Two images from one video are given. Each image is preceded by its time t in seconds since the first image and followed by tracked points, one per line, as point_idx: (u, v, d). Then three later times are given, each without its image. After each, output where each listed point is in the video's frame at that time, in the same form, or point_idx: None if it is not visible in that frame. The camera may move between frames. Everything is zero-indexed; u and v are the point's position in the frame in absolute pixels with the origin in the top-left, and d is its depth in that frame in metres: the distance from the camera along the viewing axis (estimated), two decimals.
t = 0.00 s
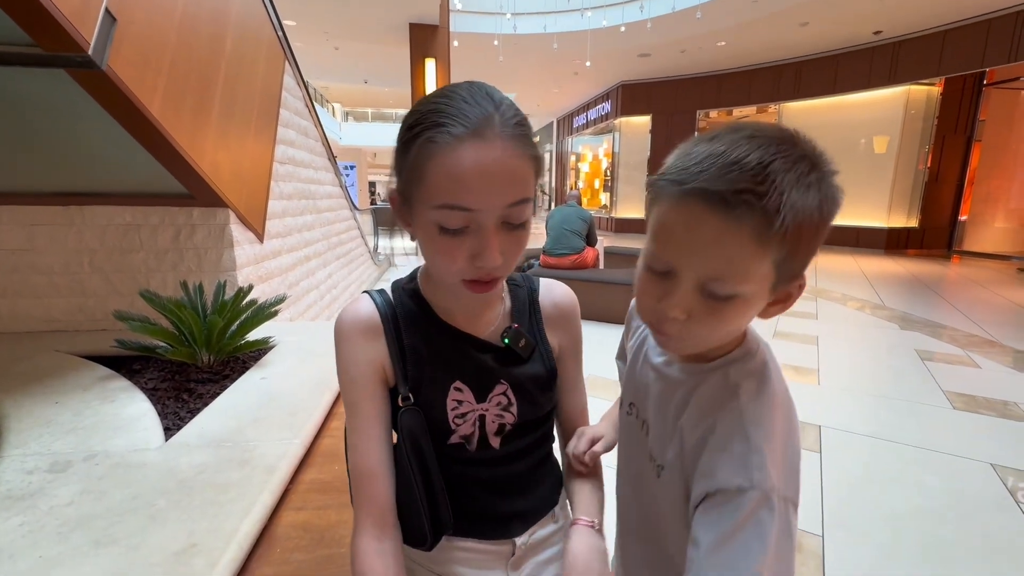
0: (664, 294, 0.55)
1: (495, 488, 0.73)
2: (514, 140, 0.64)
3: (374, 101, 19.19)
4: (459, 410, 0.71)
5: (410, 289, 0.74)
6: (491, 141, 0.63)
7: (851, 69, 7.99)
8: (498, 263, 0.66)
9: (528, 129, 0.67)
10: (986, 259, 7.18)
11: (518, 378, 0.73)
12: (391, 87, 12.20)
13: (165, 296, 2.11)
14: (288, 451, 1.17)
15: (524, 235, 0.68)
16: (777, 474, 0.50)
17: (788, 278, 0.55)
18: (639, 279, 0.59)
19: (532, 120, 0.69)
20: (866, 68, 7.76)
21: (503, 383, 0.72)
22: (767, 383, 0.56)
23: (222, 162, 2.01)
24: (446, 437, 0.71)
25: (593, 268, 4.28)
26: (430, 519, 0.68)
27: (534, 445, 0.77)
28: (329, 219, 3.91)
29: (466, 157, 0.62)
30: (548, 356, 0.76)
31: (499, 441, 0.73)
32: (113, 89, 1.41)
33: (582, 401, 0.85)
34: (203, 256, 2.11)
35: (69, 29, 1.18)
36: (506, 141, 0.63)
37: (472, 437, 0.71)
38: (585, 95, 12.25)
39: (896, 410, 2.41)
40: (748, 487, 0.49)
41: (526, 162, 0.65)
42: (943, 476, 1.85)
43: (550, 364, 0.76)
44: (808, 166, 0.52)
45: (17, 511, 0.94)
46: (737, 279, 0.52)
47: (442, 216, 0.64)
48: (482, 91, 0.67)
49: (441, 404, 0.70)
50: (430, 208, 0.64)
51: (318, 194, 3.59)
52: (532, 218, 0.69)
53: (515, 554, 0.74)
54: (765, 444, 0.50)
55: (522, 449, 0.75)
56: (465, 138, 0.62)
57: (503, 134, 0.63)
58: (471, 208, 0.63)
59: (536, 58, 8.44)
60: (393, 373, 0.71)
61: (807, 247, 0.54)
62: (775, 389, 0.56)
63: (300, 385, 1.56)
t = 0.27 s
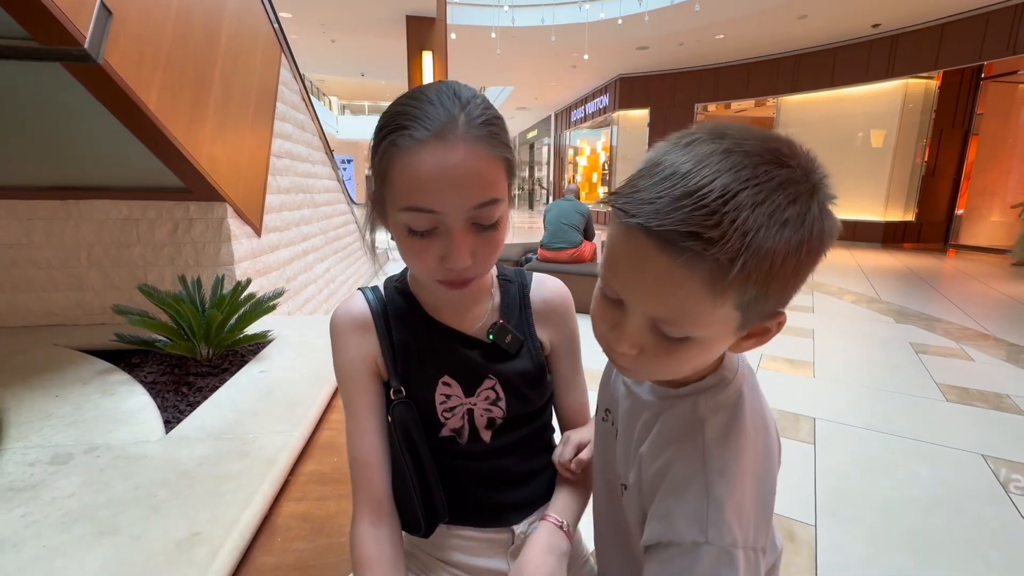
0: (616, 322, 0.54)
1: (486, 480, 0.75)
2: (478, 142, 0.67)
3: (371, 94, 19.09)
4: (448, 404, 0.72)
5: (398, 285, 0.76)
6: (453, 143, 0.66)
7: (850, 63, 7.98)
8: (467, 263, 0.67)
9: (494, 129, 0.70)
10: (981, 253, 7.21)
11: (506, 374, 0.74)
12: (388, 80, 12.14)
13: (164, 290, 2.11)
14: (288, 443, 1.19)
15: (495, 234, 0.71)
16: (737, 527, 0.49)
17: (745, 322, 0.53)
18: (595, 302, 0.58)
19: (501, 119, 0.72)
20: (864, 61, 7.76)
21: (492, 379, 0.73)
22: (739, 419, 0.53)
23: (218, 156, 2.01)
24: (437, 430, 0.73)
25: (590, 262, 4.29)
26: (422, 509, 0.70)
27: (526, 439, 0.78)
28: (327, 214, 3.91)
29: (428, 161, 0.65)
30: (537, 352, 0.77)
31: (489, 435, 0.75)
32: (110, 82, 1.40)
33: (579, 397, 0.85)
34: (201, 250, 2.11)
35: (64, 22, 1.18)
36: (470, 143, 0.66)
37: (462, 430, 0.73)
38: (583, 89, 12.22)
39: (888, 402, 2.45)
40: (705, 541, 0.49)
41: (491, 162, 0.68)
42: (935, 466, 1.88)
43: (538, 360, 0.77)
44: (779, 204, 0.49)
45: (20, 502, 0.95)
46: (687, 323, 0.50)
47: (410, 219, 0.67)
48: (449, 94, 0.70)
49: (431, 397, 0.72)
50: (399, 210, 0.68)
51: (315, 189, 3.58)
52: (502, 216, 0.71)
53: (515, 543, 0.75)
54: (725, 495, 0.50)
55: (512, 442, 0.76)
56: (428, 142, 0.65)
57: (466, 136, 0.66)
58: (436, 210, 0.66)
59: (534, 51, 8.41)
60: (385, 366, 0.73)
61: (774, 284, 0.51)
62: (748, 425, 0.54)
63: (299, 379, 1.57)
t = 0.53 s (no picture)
0: (601, 271, 0.54)
1: (483, 470, 0.75)
2: (463, 137, 0.67)
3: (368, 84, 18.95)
4: (444, 395, 0.73)
5: (395, 281, 0.77)
6: (438, 139, 0.66)
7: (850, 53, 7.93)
8: (460, 257, 0.67)
9: (479, 123, 0.70)
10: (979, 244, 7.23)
11: (502, 365, 0.74)
12: (385, 70, 12.04)
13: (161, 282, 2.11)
14: (287, 434, 1.19)
15: (486, 227, 0.71)
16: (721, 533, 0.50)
17: (742, 299, 0.50)
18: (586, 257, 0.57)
19: (485, 114, 0.72)
20: (864, 51, 7.72)
21: (487, 369, 0.73)
22: (725, 421, 0.54)
23: (214, 146, 1.99)
24: (435, 420, 0.74)
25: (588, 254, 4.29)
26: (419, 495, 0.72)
27: (522, 428, 0.78)
28: (324, 205, 3.89)
29: (414, 158, 0.65)
30: (531, 342, 0.77)
31: (486, 424, 0.75)
32: (103, 71, 1.39)
33: (576, 388, 0.86)
34: (197, 242, 2.10)
35: (55, 9, 1.16)
36: (454, 138, 0.66)
37: (458, 420, 0.74)
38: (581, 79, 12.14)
39: (883, 392, 2.47)
40: (689, 547, 0.50)
41: (477, 156, 0.68)
42: (928, 455, 1.90)
43: (533, 351, 0.76)
44: (806, 190, 0.45)
45: (20, 493, 0.95)
46: (673, 269, 0.49)
47: (401, 217, 0.67)
48: (430, 92, 0.70)
49: (428, 388, 0.73)
50: (389, 209, 0.68)
51: (312, 180, 3.57)
52: (492, 209, 0.71)
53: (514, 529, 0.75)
54: (710, 501, 0.50)
55: (508, 432, 0.76)
56: (413, 140, 0.65)
57: (450, 132, 0.66)
58: (426, 206, 0.65)
59: (532, 41, 8.34)
60: (383, 358, 0.74)
61: (777, 277, 0.49)
62: (734, 427, 0.54)
63: (297, 370, 1.58)
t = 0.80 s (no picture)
0: (626, 220, 0.56)
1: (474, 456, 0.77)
2: (457, 119, 0.67)
3: (364, 74, 18.83)
4: (438, 381, 0.75)
5: (395, 268, 0.78)
6: (432, 123, 0.66)
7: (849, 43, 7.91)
8: (457, 238, 0.68)
9: (471, 108, 0.71)
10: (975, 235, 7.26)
11: (495, 354, 0.75)
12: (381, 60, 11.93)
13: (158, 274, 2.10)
14: (287, 424, 1.20)
15: (482, 210, 0.71)
16: (737, 498, 0.50)
17: (743, 257, 0.52)
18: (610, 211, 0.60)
19: (476, 99, 0.73)
20: (863, 41, 7.69)
21: (480, 359, 0.74)
22: (737, 392, 0.55)
23: (210, 137, 1.99)
24: (428, 405, 0.76)
25: (586, 245, 4.30)
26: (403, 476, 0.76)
27: (515, 417, 0.79)
28: (321, 196, 3.88)
29: (411, 140, 0.65)
30: (525, 333, 0.77)
31: (479, 412, 0.76)
32: (97, 61, 1.38)
33: (574, 380, 0.85)
34: (195, 233, 2.10)
35: None
36: (448, 121, 0.67)
37: (452, 407, 0.76)
38: (579, 70, 12.06)
39: (877, 381, 2.50)
40: (705, 513, 0.50)
41: (472, 139, 0.68)
42: (921, 443, 1.92)
43: (526, 342, 0.77)
44: (819, 159, 0.49)
45: (23, 483, 0.96)
46: (692, 213, 0.52)
47: (399, 198, 0.67)
48: (424, 78, 0.71)
49: (422, 374, 0.75)
50: (387, 191, 0.69)
51: (308, 171, 3.55)
52: (487, 193, 0.72)
53: (510, 515, 0.77)
54: (725, 465, 0.51)
55: (501, 419, 0.77)
56: (407, 123, 0.66)
57: (444, 116, 0.67)
58: (422, 187, 0.66)
59: (529, 30, 8.27)
60: (379, 344, 0.77)
61: (785, 241, 0.52)
62: (746, 398, 0.55)
63: (296, 361, 1.59)
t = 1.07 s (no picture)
0: (655, 180, 0.63)
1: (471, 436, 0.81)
2: (462, 105, 0.68)
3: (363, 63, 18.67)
4: (437, 363, 0.77)
5: (402, 251, 0.80)
6: (437, 108, 0.67)
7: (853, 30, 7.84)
8: (458, 223, 0.69)
9: (477, 94, 0.71)
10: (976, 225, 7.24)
11: (493, 340, 0.77)
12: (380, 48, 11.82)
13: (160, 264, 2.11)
14: (291, 412, 1.21)
15: (485, 196, 0.72)
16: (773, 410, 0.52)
17: (759, 200, 0.58)
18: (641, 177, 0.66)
19: (483, 86, 0.73)
20: (867, 28, 7.62)
21: (478, 344, 0.76)
22: (765, 325, 0.59)
23: (210, 127, 1.98)
24: (427, 386, 0.79)
25: (587, 235, 4.30)
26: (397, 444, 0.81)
27: (513, 401, 0.81)
28: (321, 186, 3.87)
29: (416, 123, 0.67)
30: (524, 320, 0.78)
31: (476, 395, 0.79)
32: (97, 50, 1.37)
33: (578, 366, 0.85)
34: (195, 223, 2.10)
35: None
36: (453, 106, 0.68)
37: (450, 389, 0.78)
38: (580, 58, 11.95)
39: (876, 370, 2.51)
40: (741, 424, 0.52)
41: (476, 125, 0.69)
42: (918, 431, 1.94)
43: (524, 331, 0.78)
44: (814, 114, 0.56)
45: (31, 469, 0.97)
46: (712, 163, 0.58)
47: (403, 181, 0.69)
48: (433, 63, 0.72)
49: (422, 355, 0.77)
50: (391, 174, 0.70)
51: (308, 160, 3.54)
52: (491, 179, 0.72)
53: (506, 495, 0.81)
54: (760, 379, 0.53)
55: (498, 402, 0.79)
56: (413, 107, 0.67)
57: (449, 101, 0.68)
58: (426, 171, 0.67)
59: (530, 18, 8.19)
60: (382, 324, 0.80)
61: (795, 185, 0.57)
62: (773, 334, 0.59)
63: (299, 350, 1.60)
